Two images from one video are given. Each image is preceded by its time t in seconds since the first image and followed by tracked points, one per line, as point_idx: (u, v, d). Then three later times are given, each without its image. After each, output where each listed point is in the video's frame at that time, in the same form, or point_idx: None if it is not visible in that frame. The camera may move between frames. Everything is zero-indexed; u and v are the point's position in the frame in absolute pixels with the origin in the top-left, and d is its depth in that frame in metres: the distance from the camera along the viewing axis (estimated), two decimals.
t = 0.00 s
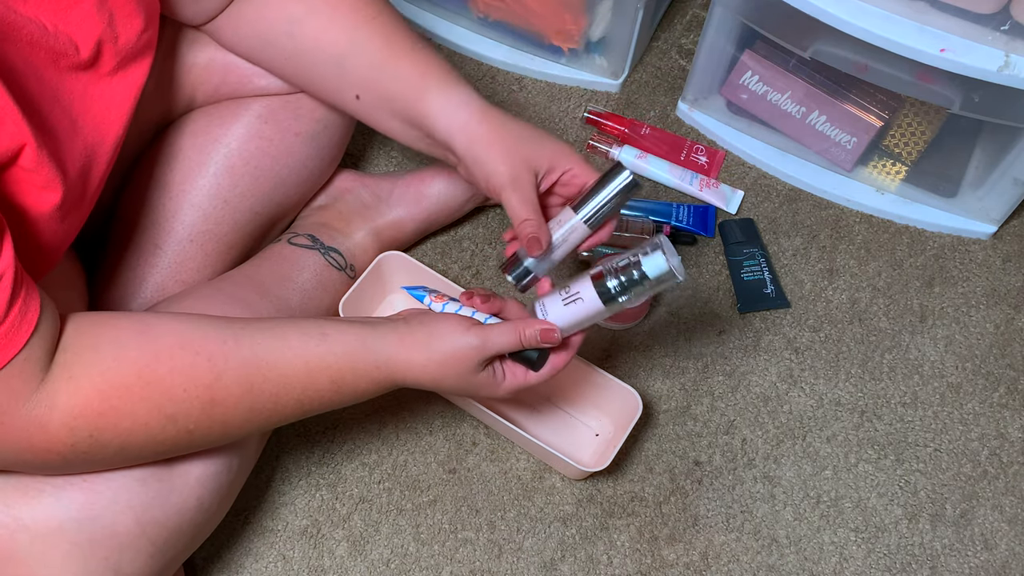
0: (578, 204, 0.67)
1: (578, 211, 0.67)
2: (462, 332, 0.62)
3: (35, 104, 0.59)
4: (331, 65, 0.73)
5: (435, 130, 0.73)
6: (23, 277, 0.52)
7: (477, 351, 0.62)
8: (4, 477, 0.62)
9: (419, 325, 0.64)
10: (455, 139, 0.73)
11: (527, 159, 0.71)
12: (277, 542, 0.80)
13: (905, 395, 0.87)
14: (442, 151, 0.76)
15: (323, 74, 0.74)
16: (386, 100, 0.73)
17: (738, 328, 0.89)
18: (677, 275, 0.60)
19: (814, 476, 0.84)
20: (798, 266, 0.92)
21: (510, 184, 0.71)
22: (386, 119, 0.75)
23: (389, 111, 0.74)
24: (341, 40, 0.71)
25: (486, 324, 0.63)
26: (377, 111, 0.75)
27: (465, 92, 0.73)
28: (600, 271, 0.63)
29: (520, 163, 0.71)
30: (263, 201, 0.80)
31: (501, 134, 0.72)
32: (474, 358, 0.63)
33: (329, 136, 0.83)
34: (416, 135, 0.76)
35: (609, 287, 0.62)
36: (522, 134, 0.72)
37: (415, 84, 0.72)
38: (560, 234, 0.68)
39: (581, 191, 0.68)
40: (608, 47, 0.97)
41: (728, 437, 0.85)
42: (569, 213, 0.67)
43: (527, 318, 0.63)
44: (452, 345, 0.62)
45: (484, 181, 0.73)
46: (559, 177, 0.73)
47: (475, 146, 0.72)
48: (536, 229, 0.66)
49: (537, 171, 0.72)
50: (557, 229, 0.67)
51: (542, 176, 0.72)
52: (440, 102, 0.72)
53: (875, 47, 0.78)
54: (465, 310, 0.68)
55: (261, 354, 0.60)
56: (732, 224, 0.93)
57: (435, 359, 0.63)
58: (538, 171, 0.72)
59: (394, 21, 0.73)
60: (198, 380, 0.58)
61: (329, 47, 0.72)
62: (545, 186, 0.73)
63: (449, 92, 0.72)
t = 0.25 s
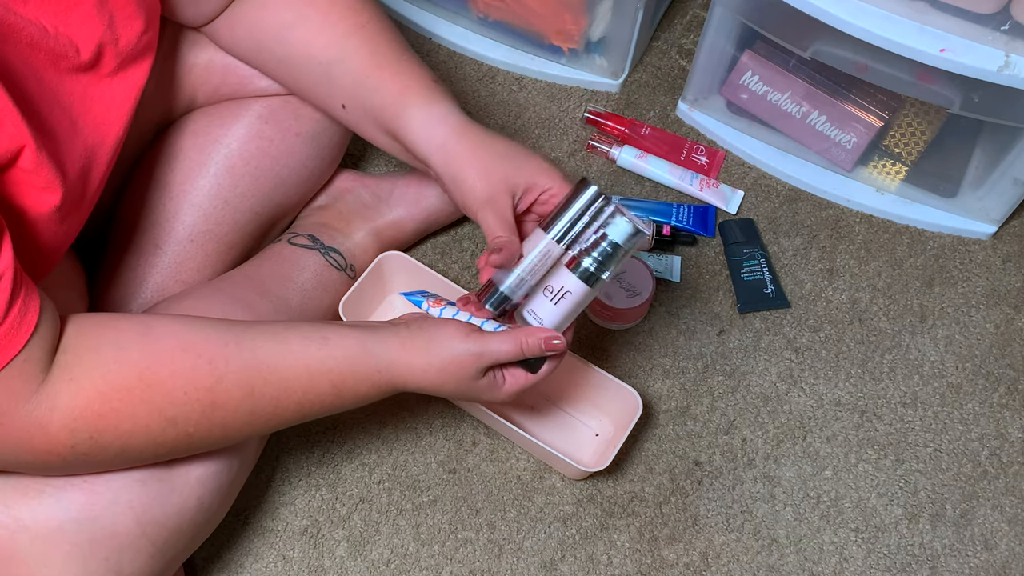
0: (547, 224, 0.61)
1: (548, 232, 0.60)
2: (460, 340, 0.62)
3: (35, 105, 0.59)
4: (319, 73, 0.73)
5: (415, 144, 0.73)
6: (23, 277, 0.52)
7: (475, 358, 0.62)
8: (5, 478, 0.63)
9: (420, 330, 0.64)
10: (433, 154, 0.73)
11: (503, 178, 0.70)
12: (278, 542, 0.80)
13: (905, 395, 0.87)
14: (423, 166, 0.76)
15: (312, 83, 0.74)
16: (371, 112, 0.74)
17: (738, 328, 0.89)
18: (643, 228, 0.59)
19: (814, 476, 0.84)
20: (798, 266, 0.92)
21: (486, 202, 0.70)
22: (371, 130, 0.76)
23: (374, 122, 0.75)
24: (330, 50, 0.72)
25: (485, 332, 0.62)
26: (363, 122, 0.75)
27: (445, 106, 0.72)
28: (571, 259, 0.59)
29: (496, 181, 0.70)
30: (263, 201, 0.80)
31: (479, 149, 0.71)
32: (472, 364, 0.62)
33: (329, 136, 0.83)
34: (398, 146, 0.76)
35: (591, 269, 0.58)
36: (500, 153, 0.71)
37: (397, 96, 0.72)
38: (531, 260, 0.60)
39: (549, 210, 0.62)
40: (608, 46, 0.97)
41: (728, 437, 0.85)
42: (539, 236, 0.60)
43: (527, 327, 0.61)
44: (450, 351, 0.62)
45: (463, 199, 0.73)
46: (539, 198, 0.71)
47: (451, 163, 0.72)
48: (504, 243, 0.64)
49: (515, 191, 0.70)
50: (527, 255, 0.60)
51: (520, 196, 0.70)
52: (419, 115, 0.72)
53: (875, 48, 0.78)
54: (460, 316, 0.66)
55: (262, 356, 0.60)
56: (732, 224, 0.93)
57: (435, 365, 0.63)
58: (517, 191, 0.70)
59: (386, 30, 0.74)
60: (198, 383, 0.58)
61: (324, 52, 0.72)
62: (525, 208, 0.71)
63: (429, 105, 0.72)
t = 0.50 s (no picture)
0: (536, 229, 0.60)
1: (537, 238, 0.60)
2: (460, 343, 0.61)
3: (34, 105, 0.59)
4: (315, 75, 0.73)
5: (409, 147, 0.74)
6: (22, 277, 0.52)
7: (474, 362, 0.61)
8: (5, 478, 0.63)
9: (421, 332, 0.64)
10: (426, 158, 0.73)
11: (494, 182, 0.70)
12: (277, 542, 0.80)
13: (905, 395, 0.87)
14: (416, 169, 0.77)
15: (307, 85, 0.74)
16: (365, 114, 0.74)
17: (738, 328, 0.89)
18: (629, 223, 0.60)
19: (814, 476, 0.84)
20: (798, 266, 0.92)
21: (476, 207, 0.70)
22: (365, 132, 0.76)
23: (369, 124, 0.75)
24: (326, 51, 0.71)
25: (485, 334, 0.62)
26: (357, 124, 0.76)
27: (439, 109, 0.73)
28: (561, 260, 0.59)
29: (487, 185, 0.70)
30: (263, 201, 0.80)
31: (472, 153, 0.72)
32: (472, 368, 0.62)
33: (329, 136, 0.83)
34: (392, 148, 0.76)
35: (583, 269, 0.58)
36: (491, 158, 0.71)
37: (391, 98, 0.72)
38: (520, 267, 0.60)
39: (535, 213, 0.62)
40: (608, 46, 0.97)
41: (728, 437, 0.85)
42: (528, 242, 0.60)
43: (532, 334, 0.60)
44: (450, 354, 0.62)
45: (455, 203, 0.73)
46: (530, 203, 0.71)
47: (442, 167, 0.72)
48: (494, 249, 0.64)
49: (506, 196, 0.70)
50: (516, 262, 0.60)
51: (511, 201, 0.70)
52: (412, 118, 0.72)
53: (874, 48, 0.78)
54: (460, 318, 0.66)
55: (262, 356, 0.60)
56: (732, 224, 0.93)
57: (435, 368, 0.63)
58: (508, 196, 0.70)
59: (384, 31, 0.74)
60: (199, 383, 0.58)
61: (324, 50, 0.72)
62: (516, 212, 0.71)
63: (423, 108, 0.72)
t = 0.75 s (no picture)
0: (536, 231, 0.60)
1: (536, 240, 0.60)
2: (460, 343, 0.62)
3: (34, 105, 0.59)
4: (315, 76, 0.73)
5: (407, 149, 0.74)
6: (22, 277, 0.52)
7: (474, 362, 0.61)
8: (5, 478, 0.62)
9: (421, 333, 0.64)
10: (425, 160, 0.73)
11: (494, 184, 0.70)
12: (277, 542, 0.80)
13: (905, 395, 0.87)
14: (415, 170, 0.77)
15: (307, 86, 0.74)
16: (365, 116, 0.74)
17: (738, 328, 0.89)
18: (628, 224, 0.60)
19: (814, 476, 0.84)
20: (798, 266, 0.92)
21: (475, 209, 0.70)
22: (364, 134, 0.76)
23: (369, 126, 0.75)
24: (325, 53, 0.71)
25: (485, 336, 0.62)
26: (355, 125, 0.76)
27: (438, 110, 0.73)
28: (561, 261, 0.59)
29: (486, 187, 0.70)
30: (263, 201, 0.80)
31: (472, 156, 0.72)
32: (472, 368, 0.62)
33: (329, 136, 0.83)
34: (390, 150, 0.77)
35: (583, 271, 0.58)
36: (491, 160, 0.71)
37: (390, 98, 0.72)
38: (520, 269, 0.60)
39: (535, 214, 0.61)
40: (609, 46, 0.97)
41: (728, 437, 0.85)
42: (527, 244, 0.60)
43: (531, 334, 0.60)
44: (449, 354, 0.62)
45: (454, 205, 0.73)
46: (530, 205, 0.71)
47: (442, 169, 0.72)
48: (494, 251, 0.64)
49: (506, 198, 0.70)
50: (516, 264, 0.60)
51: (511, 203, 0.70)
52: (411, 121, 0.72)
53: (874, 48, 0.78)
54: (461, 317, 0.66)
55: (262, 356, 0.60)
56: (732, 224, 0.93)
57: (435, 369, 0.63)
58: (507, 198, 0.70)
59: (384, 31, 0.74)
60: (199, 383, 0.58)
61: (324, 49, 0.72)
62: (516, 214, 0.71)
63: (422, 111, 0.72)
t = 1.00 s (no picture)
0: (536, 233, 0.60)
1: (536, 241, 0.60)
2: (461, 344, 0.61)
3: (35, 105, 0.59)
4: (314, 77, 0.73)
5: (407, 152, 0.73)
6: (23, 277, 0.52)
7: (474, 364, 0.61)
8: (4, 478, 0.62)
9: (422, 333, 0.63)
10: (425, 164, 0.73)
11: (494, 187, 0.69)
12: (277, 542, 0.80)
13: (905, 395, 0.87)
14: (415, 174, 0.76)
15: (306, 86, 0.74)
16: (364, 117, 0.74)
17: (738, 328, 0.89)
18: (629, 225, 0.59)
19: (814, 476, 0.84)
20: (798, 266, 0.92)
21: (476, 212, 0.69)
22: (365, 135, 0.76)
23: (367, 127, 0.74)
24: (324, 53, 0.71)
25: (486, 337, 0.61)
26: (357, 128, 0.75)
27: (437, 110, 0.72)
28: (561, 263, 0.59)
29: (486, 190, 0.70)
30: (263, 201, 0.80)
31: (472, 158, 0.71)
32: (472, 369, 0.62)
33: (329, 136, 0.83)
34: (392, 153, 0.76)
35: (584, 273, 0.58)
36: (491, 164, 0.70)
37: (390, 98, 0.72)
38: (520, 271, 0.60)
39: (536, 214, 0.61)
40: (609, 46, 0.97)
41: (728, 437, 0.85)
42: (528, 246, 0.60)
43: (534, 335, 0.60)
44: (450, 355, 0.62)
45: (453, 208, 0.72)
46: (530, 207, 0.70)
47: (442, 173, 0.72)
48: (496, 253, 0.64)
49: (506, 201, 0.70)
50: (516, 266, 0.60)
51: (511, 206, 0.70)
52: (411, 124, 0.72)
53: (875, 48, 0.78)
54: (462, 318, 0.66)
55: (263, 356, 0.60)
56: (732, 224, 0.93)
57: (436, 369, 0.63)
58: (508, 202, 0.70)
59: (383, 31, 0.74)
60: (199, 384, 0.58)
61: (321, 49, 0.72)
62: (516, 217, 0.71)
63: (422, 114, 0.72)
